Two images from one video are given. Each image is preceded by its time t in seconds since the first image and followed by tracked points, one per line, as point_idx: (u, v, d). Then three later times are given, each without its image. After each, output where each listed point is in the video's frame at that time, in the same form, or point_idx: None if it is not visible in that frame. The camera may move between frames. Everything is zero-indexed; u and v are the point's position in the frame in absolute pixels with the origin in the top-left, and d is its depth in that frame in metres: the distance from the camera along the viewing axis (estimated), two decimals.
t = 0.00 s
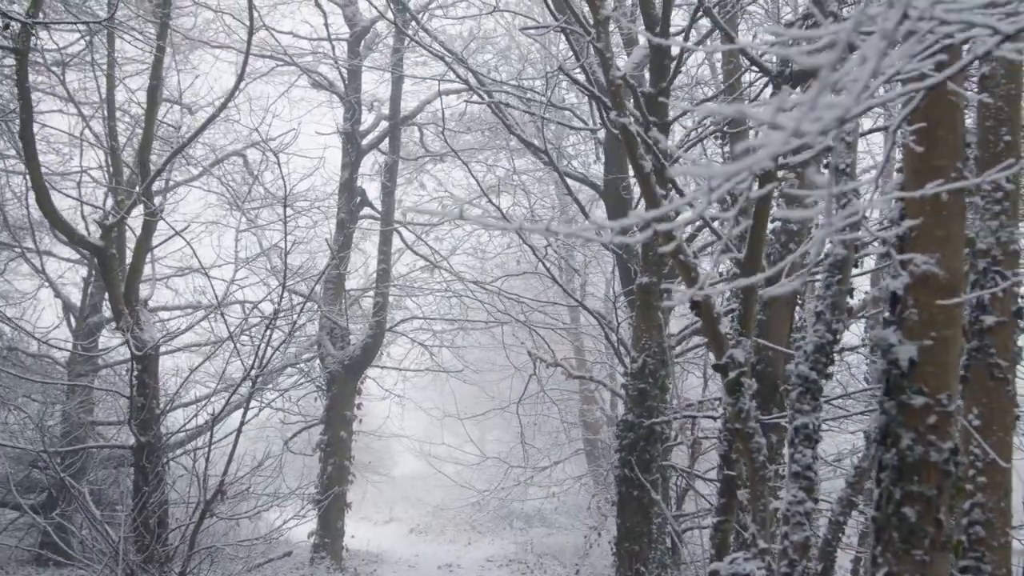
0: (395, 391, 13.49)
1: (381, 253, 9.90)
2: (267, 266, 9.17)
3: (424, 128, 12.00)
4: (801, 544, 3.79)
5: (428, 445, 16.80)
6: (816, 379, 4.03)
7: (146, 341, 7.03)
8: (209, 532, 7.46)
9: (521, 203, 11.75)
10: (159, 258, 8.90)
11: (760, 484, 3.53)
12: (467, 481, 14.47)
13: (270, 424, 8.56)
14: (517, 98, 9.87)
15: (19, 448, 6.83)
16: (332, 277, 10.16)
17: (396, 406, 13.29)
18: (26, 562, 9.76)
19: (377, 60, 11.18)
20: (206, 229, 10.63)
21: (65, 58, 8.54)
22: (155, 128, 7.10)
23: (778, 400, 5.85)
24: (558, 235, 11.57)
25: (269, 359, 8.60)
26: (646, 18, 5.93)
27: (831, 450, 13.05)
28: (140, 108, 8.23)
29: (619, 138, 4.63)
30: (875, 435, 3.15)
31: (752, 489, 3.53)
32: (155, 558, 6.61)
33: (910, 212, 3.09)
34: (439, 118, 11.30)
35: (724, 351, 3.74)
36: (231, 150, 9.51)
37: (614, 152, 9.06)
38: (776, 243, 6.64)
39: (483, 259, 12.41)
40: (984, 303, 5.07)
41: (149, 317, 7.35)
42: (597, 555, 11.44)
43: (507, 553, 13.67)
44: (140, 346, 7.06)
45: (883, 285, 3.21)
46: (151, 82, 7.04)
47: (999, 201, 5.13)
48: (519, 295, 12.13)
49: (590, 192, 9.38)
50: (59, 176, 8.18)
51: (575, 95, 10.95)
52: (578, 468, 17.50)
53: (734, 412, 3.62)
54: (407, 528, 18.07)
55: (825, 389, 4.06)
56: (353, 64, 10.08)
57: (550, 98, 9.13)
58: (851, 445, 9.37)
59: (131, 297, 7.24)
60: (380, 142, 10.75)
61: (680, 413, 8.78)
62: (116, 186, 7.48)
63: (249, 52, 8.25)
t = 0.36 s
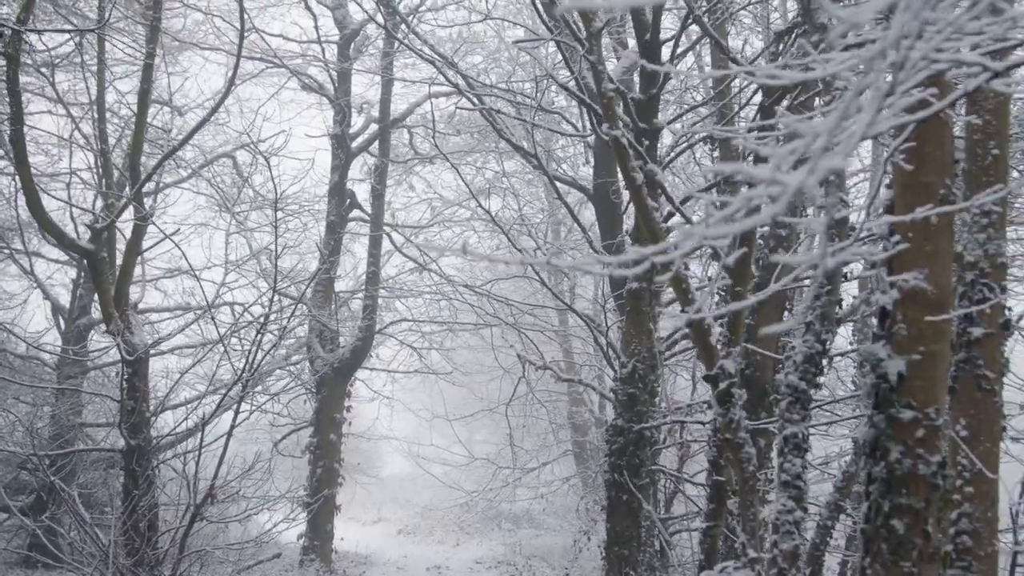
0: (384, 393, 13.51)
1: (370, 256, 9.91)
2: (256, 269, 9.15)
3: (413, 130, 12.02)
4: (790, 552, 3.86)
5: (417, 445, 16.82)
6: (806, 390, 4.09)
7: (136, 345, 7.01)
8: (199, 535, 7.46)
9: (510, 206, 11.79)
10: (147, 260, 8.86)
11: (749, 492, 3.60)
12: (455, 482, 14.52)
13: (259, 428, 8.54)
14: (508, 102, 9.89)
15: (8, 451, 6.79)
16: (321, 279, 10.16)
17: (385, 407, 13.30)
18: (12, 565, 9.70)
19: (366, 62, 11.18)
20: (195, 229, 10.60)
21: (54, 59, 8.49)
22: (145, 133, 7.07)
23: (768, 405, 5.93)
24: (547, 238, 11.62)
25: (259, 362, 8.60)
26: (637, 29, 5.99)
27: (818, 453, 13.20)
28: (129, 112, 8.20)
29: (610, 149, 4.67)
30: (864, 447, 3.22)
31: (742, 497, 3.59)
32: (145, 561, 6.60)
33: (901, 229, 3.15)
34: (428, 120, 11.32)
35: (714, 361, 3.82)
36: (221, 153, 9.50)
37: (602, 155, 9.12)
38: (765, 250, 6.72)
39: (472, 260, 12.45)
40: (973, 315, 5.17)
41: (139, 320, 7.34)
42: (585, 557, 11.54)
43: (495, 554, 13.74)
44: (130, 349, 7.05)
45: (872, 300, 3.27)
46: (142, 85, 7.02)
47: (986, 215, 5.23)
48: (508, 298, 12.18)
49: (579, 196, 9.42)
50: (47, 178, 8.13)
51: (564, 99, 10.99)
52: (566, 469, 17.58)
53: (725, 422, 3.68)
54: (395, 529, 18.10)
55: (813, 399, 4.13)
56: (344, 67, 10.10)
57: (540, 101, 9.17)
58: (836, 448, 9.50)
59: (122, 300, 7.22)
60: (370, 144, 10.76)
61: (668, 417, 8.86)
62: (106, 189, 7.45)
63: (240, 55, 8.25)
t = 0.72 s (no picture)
0: (373, 394, 13.53)
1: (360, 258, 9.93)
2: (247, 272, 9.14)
3: (403, 132, 12.04)
4: (780, 560, 3.93)
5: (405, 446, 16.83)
6: (796, 399, 4.16)
7: (127, 347, 7.00)
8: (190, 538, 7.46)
9: (500, 209, 11.84)
10: (137, 261, 8.84)
11: (740, 500, 3.66)
12: (444, 483, 14.55)
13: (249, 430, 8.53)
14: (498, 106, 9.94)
15: None
16: (312, 282, 10.17)
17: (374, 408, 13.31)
18: None
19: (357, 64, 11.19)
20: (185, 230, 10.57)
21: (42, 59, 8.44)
22: (136, 136, 7.06)
23: (757, 410, 5.92)
24: (536, 241, 11.68)
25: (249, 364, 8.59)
26: (628, 39, 6.05)
27: (808, 455, 13.31)
28: (119, 114, 8.18)
29: (603, 159, 4.72)
30: (854, 459, 3.29)
31: (732, 505, 3.66)
32: (136, 564, 6.59)
33: (890, 247, 3.20)
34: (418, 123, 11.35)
35: (705, 371, 3.85)
36: (210, 154, 9.48)
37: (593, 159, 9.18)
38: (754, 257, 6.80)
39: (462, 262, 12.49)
40: (960, 326, 5.26)
41: (129, 323, 7.33)
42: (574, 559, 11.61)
43: (484, 555, 13.79)
44: (120, 352, 7.03)
45: (861, 314, 3.34)
46: (132, 88, 7.01)
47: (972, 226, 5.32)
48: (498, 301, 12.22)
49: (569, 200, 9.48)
50: (36, 179, 8.09)
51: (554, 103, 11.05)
52: (554, 469, 17.65)
53: (716, 431, 3.74)
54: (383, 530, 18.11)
55: (802, 408, 4.20)
56: (334, 70, 10.12)
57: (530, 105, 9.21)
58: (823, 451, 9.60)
59: (112, 303, 7.20)
60: (360, 147, 10.78)
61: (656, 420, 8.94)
62: (96, 191, 7.43)
63: (230, 57, 8.24)
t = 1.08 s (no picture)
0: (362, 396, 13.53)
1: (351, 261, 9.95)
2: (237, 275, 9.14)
3: (393, 134, 12.05)
4: (769, 565, 4.00)
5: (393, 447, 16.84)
6: (786, 406, 4.23)
7: (117, 351, 6.98)
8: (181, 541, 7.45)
9: (490, 212, 11.88)
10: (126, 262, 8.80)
11: (730, 507, 3.72)
12: (433, 484, 14.58)
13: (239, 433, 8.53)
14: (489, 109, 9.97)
15: None
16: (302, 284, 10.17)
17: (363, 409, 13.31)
18: None
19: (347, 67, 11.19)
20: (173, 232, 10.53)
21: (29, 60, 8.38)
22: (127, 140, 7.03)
23: (745, 414, 5.97)
24: (526, 243, 11.74)
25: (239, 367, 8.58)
26: (619, 46, 6.09)
27: (794, 457, 13.47)
28: (109, 116, 8.14)
29: (594, 168, 4.76)
30: (844, 469, 3.37)
31: (722, 511, 3.72)
32: (126, 567, 6.57)
33: (881, 262, 3.27)
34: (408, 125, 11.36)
35: (695, 380, 3.90)
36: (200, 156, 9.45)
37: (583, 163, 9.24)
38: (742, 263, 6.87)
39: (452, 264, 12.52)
40: (949, 337, 5.37)
41: (120, 326, 7.30)
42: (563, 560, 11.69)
43: (473, 556, 13.83)
44: (111, 355, 7.00)
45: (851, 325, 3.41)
46: (123, 91, 6.98)
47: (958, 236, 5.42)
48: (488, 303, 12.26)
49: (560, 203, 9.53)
50: (25, 180, 8.03)
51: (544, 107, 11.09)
52: (543, 470, 17.73)
53: (707, 439, 3.80)
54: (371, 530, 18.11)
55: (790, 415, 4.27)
56: (324, 72, 10.12)
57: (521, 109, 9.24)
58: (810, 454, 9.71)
59: (102, 306, 7.17)
60: (350, 149, 10.79)
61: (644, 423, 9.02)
62: (85, 193, 7.39)
63: (222, 59, 8.23)
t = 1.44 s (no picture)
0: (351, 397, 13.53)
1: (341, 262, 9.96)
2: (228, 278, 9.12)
3: (383, 136, 12.06)
4: (757, 570, 4.07)
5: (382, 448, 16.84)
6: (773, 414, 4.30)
7: (107, 353, 6.96)
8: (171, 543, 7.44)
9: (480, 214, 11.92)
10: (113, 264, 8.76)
11: (718, 513, 3.79)
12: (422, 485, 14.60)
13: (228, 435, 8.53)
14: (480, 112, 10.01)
15: None
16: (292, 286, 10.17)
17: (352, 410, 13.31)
18: None
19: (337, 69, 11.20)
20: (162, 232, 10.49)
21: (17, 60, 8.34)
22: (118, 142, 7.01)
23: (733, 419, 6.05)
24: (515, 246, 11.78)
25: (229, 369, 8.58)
26: (610, 53, 6.14)
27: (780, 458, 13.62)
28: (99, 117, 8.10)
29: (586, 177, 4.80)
30: (832, 476, 3.44)
31: (711, 516, 3.78)
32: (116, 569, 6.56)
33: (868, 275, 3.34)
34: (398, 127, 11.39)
35: (685, 388, 3.97)
36: (189, 157, 9.44)
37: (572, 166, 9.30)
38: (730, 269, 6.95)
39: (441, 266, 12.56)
40: (935, 346, 5.46)
41: (110, 328, 7.28)
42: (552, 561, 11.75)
43: (462, 557, 13.87)
44: (101, 358, 6.98)
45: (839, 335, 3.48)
46: (113, 93, 6.96)
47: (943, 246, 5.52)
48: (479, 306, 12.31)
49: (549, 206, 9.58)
50: (13, 181, 7.99)
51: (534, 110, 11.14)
52: (531, 471, 17.79)
53: (697, 447, 3.86)
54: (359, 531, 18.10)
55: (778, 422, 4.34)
56: (314, 75, 10.13)
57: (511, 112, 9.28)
58: (797, 456, 9.83)
59: (92, 309, 7.15)
60: (341, 151, 10.80)
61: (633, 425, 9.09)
62: (74, 195, 7.36)
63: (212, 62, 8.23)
